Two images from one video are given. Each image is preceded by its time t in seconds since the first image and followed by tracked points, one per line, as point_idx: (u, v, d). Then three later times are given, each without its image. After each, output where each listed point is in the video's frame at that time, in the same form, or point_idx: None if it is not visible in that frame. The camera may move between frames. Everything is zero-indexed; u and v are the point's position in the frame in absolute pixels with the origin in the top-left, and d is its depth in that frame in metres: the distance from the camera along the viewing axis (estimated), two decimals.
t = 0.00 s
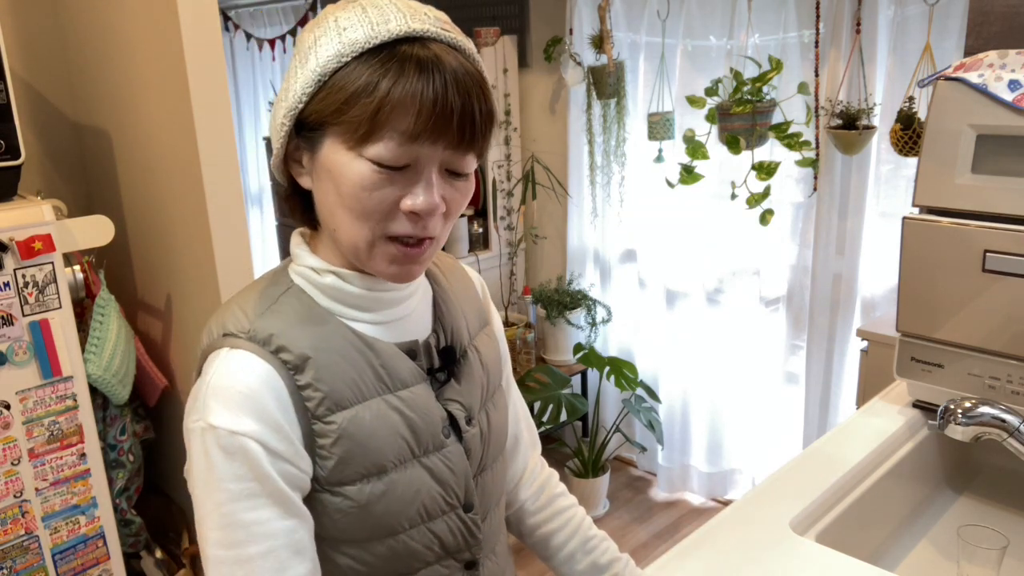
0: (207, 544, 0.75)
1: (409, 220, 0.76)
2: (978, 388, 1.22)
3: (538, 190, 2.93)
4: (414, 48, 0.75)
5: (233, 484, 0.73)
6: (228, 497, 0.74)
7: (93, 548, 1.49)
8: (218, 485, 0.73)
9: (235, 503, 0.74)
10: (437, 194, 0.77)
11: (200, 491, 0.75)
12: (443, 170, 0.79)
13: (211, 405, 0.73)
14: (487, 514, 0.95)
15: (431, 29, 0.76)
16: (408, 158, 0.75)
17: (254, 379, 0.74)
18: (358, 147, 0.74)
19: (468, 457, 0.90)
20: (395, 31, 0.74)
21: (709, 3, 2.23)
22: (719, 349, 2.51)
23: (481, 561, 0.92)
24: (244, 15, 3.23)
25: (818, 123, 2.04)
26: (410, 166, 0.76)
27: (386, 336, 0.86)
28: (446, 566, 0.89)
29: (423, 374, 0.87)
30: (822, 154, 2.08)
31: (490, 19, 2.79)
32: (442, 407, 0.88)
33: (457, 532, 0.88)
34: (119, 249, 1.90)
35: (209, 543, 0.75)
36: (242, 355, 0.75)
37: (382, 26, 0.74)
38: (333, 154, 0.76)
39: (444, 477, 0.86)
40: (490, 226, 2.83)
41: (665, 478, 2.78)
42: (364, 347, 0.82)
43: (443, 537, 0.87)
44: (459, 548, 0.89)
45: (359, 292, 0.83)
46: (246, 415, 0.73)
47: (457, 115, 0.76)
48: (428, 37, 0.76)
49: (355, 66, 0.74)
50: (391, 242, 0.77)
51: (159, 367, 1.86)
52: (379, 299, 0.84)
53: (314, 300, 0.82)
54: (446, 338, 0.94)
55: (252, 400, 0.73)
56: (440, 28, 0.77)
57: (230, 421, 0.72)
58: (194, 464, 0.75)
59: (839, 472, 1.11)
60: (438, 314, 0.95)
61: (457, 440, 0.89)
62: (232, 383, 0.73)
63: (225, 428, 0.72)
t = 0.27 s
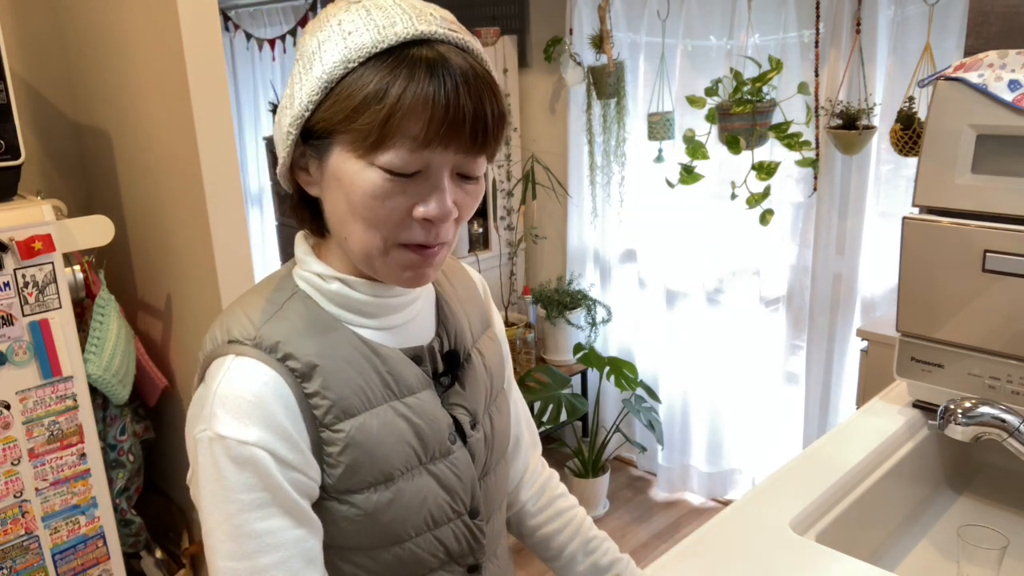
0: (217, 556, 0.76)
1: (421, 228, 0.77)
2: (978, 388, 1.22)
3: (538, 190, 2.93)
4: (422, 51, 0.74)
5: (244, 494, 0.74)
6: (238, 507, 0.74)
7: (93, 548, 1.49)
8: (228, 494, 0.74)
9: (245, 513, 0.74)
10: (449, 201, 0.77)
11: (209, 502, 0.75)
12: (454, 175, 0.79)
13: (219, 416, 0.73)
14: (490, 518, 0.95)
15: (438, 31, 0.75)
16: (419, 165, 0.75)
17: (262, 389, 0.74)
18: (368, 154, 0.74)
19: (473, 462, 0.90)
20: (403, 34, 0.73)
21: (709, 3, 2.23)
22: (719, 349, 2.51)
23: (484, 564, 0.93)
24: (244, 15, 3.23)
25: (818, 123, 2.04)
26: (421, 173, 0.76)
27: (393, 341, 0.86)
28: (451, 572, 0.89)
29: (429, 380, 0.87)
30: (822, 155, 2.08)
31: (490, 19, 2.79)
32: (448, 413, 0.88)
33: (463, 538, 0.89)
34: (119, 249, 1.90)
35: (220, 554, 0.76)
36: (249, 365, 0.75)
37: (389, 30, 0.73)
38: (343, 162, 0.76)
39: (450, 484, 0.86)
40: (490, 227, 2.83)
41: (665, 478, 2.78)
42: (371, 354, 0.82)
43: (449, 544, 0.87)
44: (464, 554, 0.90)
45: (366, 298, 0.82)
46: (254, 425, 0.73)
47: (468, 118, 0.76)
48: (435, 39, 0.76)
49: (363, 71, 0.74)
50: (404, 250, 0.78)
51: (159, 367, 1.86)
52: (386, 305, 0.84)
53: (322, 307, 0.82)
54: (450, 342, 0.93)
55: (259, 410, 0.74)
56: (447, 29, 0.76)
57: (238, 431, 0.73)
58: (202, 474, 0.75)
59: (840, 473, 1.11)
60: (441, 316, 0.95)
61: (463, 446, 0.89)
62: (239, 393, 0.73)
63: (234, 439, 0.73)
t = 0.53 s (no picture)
0: (222, 561, 0.75)
1: (428, 231, 0.77)
2: (978, 388, 1.22)
3: (538, 190, 2.93)
4: (429, 55, 0.74)
5: (249, 499, 0.74)
6: (244, 512, 0.74)
7: (93, 548, 1.49)
8: (233, 500, 0.73)
9: (250, 518, 0.74)
10: (456, 205, 0.78)
11: (214, 507, 0.75)
12: (461, 178, 0.79)
13: (224, 420, 0.73)
14: (493, 520, 0.95)
15: (444, 34, 0.75)
16: (426, 169, 0.75)
17: (267, 392, 0.74)
18: (374, 158, 0.74)
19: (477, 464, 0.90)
20: (409, 38, 0.73)
21: (709, 3, 2.23)
22: (719, 349, 2.51)
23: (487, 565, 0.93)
24: (243, 15, 3.23)
25: (818, 123, 2.04)
26: (428, 177, 0.76)
27: (397, 344, 0.86)
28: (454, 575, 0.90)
29: (433, 382, 0.87)
30: (822, 155, 2.08)
31: (490, 19, 2.79)
32: (453, 416, 0.88)
33: (466, 541, 0.89)
34: (119, 249, 1.90)
35: (225, 560, 0.75)
36: (253, 368, 0.75)
37: (396, 33, 0.73)
38: (349, 166, 0.76)
39: (454, 487, 0.86)
40: (490, 227, 2.83)
41: (665, 478, 2.78)
42: (376, 357, 0.82)
43: (452, 547, 0.87)
44: (467, 556, 0.90)
45: (371, 300, 0.82)
46: (260, 429, 0.73)
47: (475, 123, 0.76)
48: (441, 42, 0.75)
49: (370, 75, 0.74)
50: (410, 253, 0.78)
51: (160, 368, 1.86)
52: (390, 308, 0.84)
53: (326, 309, 0.82)
54: (454, 344, 0.93)
55: (265, 414, 0.73)
56: (454, 32, 0.76)
57: (244, 435, 0.73)
58: (207, 479, 0.75)
59: (841, 473, 1.11)
60: (444, 317, 0.95)
61: (467, 448, 0.89)
62: (244, 397, 0.73)
63: (239, 443, 0.72)
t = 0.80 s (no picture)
0: (222, 561, 0.75)
1: (426, 226, 0.77)
2: (978, 388, 1.22)
3: (538, 190, 2.93)
4: (421, 49, 0.74)
5: (249, 499, 0.74)
6: (244, 512, 0.74)
7: (93, 548, 1.49)
8: (233, 499, 0.74)
9: (250, 518, 0.74)
10: (453, 199, 0.78)
11: (214, 507, 0.75)
12: (457, 172, 0.79)
13: (224, 420, 0.73)
14: (494, 522, 0.95)
15: (435, 28, 0.75)
16: (422, 163, 0.75)
17: (266, 392, 0.74)
18: (369, 154, 0.74)
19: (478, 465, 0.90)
20: (400, 32, 0.73)
21: (709, 3, 2.23)
22: (719, 349, 2.52)
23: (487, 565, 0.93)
24: (244, 15, 3.23)
25: (818, 123, 2.04)
26: (425, 171, 0.76)
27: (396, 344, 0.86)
28: None
29: (433, 383, 0.87)
30: (822, 155, 2.08)
31: (490, 18, 2.79)
32: (453, 416, 0.88)
33: (467, 541, 0.89)
34: (119, 249, 1.90)
35: (225, 560, 0.75)
36: (253, 368, 0.75)
37: (386, 29, 0.73)
38: (345, 164, 0.76)
39: (454, 487, 0.86)
40: (490, 227, 2.83)
41: (665, 478, 2.78)
42: (376, 357, 0.82)
43: (452, 547, 0.87)
44: (467, 557, 0.90)
45: (370, 300, 0.82)
46: (259, 428, 0.73)
47: (469, 115, 0.76)
48: (432, 36, 0.75)
49: (362, 72, 0.74)
50: (407, 250, 0.78)
51: (160, 368, 1.86)
52: (391, 309, 0.84)
53: (326, 309, 0.82)
54: (454, 345, 0.93)
55: (264, 413, 0.73)
56: (444, 26, 0.76)
57: (244, 435, 0.73)
58: (207, 479, 0.75)
59: (841, 472, 1.11)
60: (444, 318, 0.94)
61: (467, 449, 0.89)
62: (244, 397, 0.73)
63: (239, 443, 0.73)
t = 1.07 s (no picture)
0: (214, 552, 0.75)
1: (420, 212, 0.76)
2: (978, 388, 1.22)
3: (538, 190, 2.93)
4: (403, 36, 0.75)
5: (242, 489, 0.74)
6: (237, 502, 0.74)
7: (93, 548, 1.49)
8: (226, 489, 0.74)
9: (242, 508, 0.74)
10: (446, 184, 0.77)
11: (207, 497, 0.75)
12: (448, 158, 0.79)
13: (217, 411, 0.73)
14: (491, 522, 0.95)
15: (417, 16, 0.76)
16: (412, 147, 0.75)
17: (260, 384, 0.74)
18: (359, 142, 0.74)
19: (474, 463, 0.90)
20: (382, 22, 0.74)
21: (709, 3, 2.23)
22: (719, 349, 2.52)
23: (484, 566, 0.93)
24: (244, 15, 3.23)
25: (818, 123, 2.04)
26: (414, 156, 0.76)
27: (394, 342, 0.86)
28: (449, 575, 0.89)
29: (429, 380, 0.87)
30: (822, 155, 2.08)
31: (490, 18, 2.79)
32: (450, 414, 0.88)
33: (461, 539, 0.89)
34: (119, 249, 1.90)
35: (216, 551, 0.75)
36: (247, 360, 0.75)
37: (368, 19, 0.74)
38: (336, 154, 0.76)
39: (449, 484, 0.86)
40: (490, 227, 2.83)
41: (665, 478, 2.78)
42: (371, 353, 0.82)
43: (447, 545, 0.87)
44: (462, 555, 0.90)
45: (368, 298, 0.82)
46: (252, 420, 0.73)
47: (455, 97, 0.76)
48: (414, 24, 0.76)
49: (347, 62, 0.74)
50: (405, 237, 0.77)
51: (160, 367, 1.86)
52: (389, 306, 0.84)
53: (324, 307, 0.82)
54: (453, 345, 0.93)
55: (257, 405, 0.73)
56: (424, 14, 0.77)
57: (236, 427, 0.73)
58: (199, 470, 0.75)
59: (840, 472, 1.11)
60: (445, 319, 0.95)
61: (463, 448, 0.89)
62: (237, 388, 0.73)
63: (231, 434, 0.72)
